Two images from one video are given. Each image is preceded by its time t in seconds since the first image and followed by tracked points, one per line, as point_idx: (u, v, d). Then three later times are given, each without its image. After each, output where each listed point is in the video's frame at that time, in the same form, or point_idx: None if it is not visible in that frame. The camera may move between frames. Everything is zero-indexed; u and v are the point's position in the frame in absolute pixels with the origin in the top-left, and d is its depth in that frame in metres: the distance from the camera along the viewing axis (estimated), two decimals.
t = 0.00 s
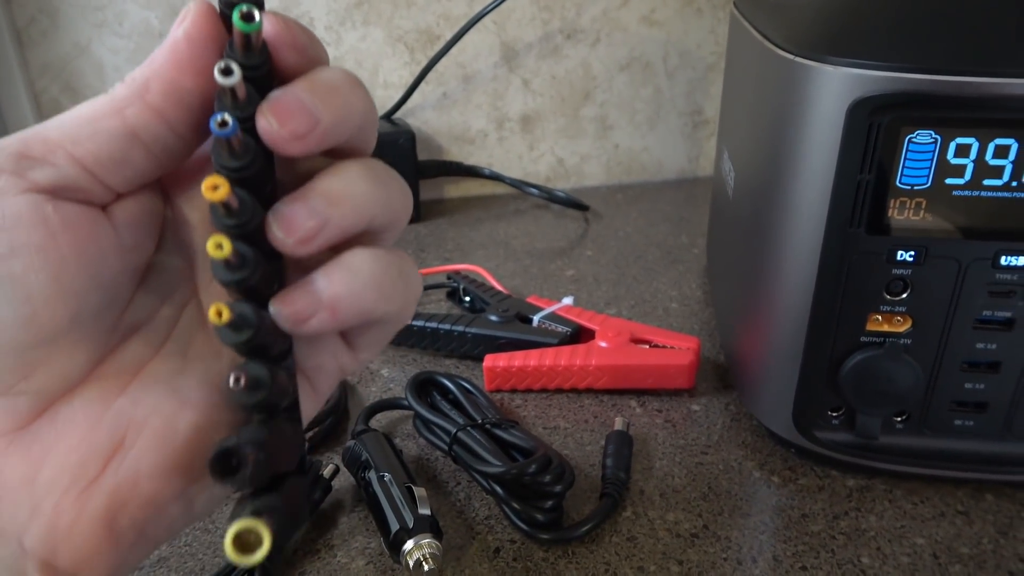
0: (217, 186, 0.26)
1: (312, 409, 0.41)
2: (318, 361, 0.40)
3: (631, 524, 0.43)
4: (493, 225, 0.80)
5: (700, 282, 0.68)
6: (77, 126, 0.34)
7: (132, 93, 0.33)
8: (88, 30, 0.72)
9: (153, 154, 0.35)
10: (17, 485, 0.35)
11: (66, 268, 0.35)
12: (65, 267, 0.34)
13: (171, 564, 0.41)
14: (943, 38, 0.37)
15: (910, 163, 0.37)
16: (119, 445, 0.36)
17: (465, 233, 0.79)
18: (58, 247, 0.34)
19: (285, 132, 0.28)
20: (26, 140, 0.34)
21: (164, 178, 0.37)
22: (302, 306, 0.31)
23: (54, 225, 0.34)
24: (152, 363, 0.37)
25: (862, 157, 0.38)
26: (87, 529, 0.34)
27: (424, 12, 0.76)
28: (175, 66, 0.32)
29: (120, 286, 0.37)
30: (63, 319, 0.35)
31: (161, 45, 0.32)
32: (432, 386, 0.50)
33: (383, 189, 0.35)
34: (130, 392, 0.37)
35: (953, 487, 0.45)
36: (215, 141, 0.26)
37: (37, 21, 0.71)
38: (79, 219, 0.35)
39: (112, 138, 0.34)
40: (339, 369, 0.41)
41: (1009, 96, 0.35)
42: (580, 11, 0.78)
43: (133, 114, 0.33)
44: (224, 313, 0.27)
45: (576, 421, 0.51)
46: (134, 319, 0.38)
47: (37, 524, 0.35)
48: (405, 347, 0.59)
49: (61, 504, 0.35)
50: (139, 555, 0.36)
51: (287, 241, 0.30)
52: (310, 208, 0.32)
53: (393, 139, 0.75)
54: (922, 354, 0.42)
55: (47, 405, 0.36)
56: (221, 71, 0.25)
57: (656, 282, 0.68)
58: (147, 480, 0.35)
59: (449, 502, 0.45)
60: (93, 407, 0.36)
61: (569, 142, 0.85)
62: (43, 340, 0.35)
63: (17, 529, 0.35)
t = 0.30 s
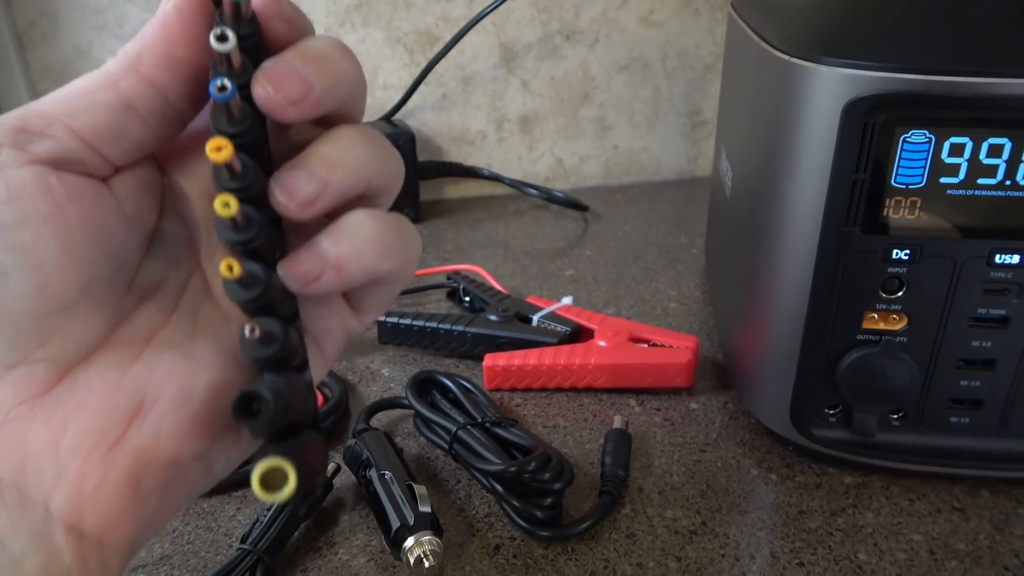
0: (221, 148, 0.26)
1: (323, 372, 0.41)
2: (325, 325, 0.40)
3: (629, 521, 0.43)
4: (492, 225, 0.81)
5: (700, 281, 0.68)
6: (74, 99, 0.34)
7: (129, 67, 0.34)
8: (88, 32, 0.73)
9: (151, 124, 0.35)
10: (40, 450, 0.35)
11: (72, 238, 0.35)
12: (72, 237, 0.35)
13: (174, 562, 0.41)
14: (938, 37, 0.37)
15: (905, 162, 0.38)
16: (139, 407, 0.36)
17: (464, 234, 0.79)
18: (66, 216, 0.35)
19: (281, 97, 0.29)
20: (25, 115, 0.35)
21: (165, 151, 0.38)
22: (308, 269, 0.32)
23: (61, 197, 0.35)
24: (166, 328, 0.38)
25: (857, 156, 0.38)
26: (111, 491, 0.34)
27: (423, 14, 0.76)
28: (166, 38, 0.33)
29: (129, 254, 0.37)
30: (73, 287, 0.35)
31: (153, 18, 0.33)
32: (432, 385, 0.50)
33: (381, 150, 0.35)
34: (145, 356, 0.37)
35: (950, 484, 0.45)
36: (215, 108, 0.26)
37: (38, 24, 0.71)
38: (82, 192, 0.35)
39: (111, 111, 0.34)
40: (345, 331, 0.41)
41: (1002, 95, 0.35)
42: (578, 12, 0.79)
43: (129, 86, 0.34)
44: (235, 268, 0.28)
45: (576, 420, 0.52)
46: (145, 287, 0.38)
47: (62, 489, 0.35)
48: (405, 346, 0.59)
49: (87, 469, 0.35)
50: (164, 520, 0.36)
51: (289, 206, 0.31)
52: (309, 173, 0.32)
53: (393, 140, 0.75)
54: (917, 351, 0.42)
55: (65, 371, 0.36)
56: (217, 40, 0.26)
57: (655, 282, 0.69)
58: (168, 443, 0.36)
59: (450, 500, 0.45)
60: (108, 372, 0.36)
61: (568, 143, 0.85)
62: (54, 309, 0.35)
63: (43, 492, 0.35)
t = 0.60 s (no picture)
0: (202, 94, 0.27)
1: (335, 325, 0.41)
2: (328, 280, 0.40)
3: (629, 524, 0.43)
4: (492, 227, 0.81)
5: (699, 283, 0.68)
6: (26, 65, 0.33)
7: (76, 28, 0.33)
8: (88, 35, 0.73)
9: (110, 90, 0.35)
10: (63, 424, 0.35)
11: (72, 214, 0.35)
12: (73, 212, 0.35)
13: (175, 565, 0.42)
14: (933, 40, 0.37)
15: (902, 164, 0.38)
16: (159, 370, 0.37)
17: (464, 235, 0.79)
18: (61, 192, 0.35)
19: (252, 53, 0.29)
20: None
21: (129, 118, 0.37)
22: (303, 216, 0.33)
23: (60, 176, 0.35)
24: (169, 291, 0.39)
25: (855, 158, 0.38)
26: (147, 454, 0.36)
27: (423, 16, 0.77)
28: None
29: (118, 223, 0.37)
30: (68, 258, 0.35)
31: None
32: (432, 387, 0.50)
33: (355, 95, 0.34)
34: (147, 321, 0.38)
35: (948, 485, 0.45)
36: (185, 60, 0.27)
37: (39, 27, 0.72)
38: (72, 167, 0.35)
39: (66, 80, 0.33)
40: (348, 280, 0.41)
41: (998, 98, 0.35)
42: (577, 14, 0.79)
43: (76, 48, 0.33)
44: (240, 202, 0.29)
45: (575, 421, 0.52)
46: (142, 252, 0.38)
47: (96, 457, 0.35)
48: (405, 349, 0.60)
49: (115, 439, 0.36)
50: (199, 482, 0.38)
51: (274, 160, 0.31)
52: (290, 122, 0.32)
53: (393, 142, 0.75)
54: (915, 352, 0.42)
55: (78, 344, 0.37)
56: None
57: (654, 283, 0.69)
58: (199, 403, 0.38)
59: (449, 503, 0.45)
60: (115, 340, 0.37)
61: (568, 144, 0.85)
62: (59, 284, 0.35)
63: (76, 465, 0.35)
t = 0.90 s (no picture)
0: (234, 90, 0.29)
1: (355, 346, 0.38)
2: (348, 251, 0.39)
3: (626, 528, 0.43)
4: (488, 229, 0.80)
5: (697, 284, 0.68)
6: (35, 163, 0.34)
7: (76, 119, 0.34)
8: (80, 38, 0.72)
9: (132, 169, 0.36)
10: (87, 515, 0.33)
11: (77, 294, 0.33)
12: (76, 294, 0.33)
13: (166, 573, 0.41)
14: (931, 37, 0.37)
15: (901, 163, 0.37)
16: (178, 446, 0.35)
17: (460, 237, 0.79)
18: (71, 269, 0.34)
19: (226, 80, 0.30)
20: None
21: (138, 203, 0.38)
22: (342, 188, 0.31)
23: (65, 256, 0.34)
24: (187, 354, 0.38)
25: (852, 157, 0.38)
26: (179, 536, 0.34)
27: (418, 17, 0.76)
28: (92, 81, 0.33)
29: (133, 302, 0.36)
30: (83, 341, 0.34)
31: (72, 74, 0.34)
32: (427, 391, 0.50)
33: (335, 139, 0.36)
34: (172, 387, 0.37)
35: (949, 488, 0.45)
36: (208, 78, 0.30)
37: (32, 30, 0.71)
38: (84, 247, 0.34)
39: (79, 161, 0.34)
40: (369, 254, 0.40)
41: (997, 96, 0.35)
42: (573, 14, 0.79)
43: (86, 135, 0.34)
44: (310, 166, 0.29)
45: (572, 425, 0.51)
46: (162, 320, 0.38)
47: (125, 545, 0.33)
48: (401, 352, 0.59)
49: (144, 517, 0.34)
50: (241, 555, 0.35)
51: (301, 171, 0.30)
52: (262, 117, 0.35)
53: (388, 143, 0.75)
54: (914, 354, 0.42)
55: (94, 431, 0.35)
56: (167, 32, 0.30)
57: (651, 285, 0.68)
58: (240, 451, 0.36)
59: (444, 508, 0.45)
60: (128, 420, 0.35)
61: (565, 145, 0.85)
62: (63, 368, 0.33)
63: (104, 560, 0.33)
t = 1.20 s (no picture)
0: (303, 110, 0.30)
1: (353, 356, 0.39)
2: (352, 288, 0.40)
3: (625, 531, 0.43)
4: (488, 230, 0.80)
5: (696, 286, 0.68)
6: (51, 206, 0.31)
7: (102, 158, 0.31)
8: (80, 41, 0.72)
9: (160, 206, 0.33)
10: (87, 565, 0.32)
11: (99, 344, 0.32)
12: (96, 342, 0.32)
13: None
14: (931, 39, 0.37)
15: (900, 166, 0.37)
16: (179, 492, 0.33)
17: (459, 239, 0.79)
18: (77, 317, 0.31)
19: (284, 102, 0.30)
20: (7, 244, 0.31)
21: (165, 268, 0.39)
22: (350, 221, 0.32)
23: (83, 307, 0.31)
24: (195, 398, 0.36)
25: (852, 160, 0.38)
26: None
27: (417, 19, 0.76)
28: (111, 114, 0.30)
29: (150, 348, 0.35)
30: (102, 391, 0.32)
31: (83, 107, 0.31)
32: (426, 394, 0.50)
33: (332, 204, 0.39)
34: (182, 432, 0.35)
35: (949, 490, 0.45)
36: (258, 95, 0.30)
37: (30, 33, 0.71)
38: (106, 292, 0.32)
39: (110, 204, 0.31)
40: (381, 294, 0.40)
41: (996, 99, 0.35)
42: (572, 16, 0.79)
43: (117, 176, 0.31)
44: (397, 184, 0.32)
45: (571, 427, 0.51)
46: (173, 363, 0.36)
47: None
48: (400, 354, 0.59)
49: (144, 567, 0.32)
50: None
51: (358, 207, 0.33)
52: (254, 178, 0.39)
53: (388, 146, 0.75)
54: (914, 357, 0.42)
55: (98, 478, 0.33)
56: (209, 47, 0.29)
57: (651, 286, 0.68)
58: (244, 497, 0.34)
59: (444, 511, 0.45)
60: (134, 471, 0.33)
61: (564, 147, 0.85)
62: (81, 421, 0.32)
63: None
